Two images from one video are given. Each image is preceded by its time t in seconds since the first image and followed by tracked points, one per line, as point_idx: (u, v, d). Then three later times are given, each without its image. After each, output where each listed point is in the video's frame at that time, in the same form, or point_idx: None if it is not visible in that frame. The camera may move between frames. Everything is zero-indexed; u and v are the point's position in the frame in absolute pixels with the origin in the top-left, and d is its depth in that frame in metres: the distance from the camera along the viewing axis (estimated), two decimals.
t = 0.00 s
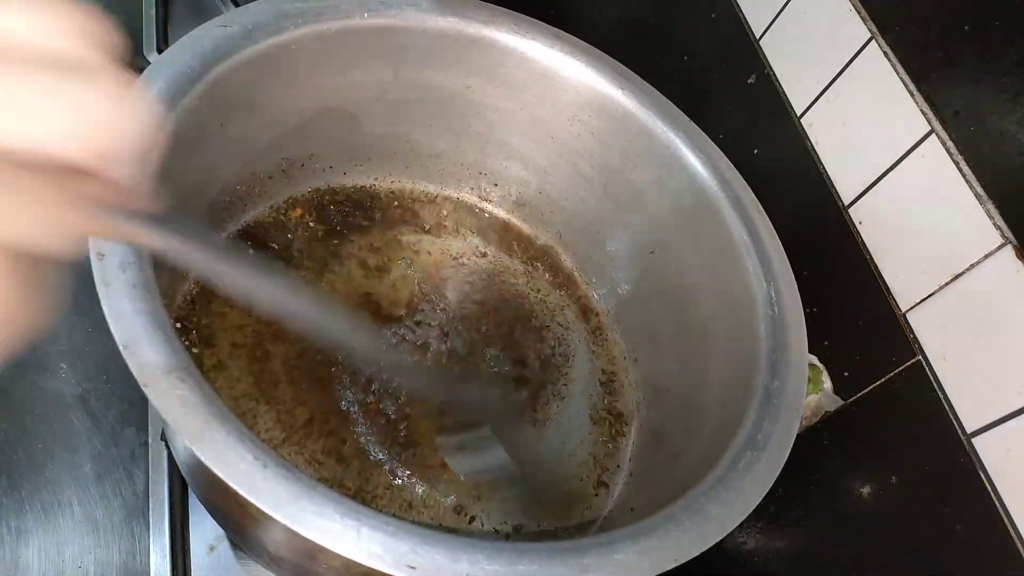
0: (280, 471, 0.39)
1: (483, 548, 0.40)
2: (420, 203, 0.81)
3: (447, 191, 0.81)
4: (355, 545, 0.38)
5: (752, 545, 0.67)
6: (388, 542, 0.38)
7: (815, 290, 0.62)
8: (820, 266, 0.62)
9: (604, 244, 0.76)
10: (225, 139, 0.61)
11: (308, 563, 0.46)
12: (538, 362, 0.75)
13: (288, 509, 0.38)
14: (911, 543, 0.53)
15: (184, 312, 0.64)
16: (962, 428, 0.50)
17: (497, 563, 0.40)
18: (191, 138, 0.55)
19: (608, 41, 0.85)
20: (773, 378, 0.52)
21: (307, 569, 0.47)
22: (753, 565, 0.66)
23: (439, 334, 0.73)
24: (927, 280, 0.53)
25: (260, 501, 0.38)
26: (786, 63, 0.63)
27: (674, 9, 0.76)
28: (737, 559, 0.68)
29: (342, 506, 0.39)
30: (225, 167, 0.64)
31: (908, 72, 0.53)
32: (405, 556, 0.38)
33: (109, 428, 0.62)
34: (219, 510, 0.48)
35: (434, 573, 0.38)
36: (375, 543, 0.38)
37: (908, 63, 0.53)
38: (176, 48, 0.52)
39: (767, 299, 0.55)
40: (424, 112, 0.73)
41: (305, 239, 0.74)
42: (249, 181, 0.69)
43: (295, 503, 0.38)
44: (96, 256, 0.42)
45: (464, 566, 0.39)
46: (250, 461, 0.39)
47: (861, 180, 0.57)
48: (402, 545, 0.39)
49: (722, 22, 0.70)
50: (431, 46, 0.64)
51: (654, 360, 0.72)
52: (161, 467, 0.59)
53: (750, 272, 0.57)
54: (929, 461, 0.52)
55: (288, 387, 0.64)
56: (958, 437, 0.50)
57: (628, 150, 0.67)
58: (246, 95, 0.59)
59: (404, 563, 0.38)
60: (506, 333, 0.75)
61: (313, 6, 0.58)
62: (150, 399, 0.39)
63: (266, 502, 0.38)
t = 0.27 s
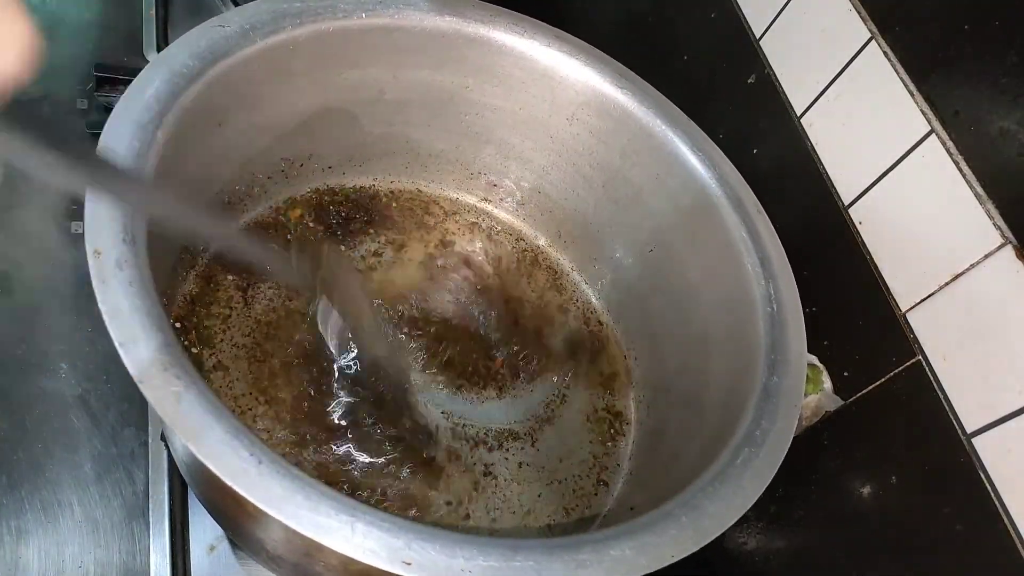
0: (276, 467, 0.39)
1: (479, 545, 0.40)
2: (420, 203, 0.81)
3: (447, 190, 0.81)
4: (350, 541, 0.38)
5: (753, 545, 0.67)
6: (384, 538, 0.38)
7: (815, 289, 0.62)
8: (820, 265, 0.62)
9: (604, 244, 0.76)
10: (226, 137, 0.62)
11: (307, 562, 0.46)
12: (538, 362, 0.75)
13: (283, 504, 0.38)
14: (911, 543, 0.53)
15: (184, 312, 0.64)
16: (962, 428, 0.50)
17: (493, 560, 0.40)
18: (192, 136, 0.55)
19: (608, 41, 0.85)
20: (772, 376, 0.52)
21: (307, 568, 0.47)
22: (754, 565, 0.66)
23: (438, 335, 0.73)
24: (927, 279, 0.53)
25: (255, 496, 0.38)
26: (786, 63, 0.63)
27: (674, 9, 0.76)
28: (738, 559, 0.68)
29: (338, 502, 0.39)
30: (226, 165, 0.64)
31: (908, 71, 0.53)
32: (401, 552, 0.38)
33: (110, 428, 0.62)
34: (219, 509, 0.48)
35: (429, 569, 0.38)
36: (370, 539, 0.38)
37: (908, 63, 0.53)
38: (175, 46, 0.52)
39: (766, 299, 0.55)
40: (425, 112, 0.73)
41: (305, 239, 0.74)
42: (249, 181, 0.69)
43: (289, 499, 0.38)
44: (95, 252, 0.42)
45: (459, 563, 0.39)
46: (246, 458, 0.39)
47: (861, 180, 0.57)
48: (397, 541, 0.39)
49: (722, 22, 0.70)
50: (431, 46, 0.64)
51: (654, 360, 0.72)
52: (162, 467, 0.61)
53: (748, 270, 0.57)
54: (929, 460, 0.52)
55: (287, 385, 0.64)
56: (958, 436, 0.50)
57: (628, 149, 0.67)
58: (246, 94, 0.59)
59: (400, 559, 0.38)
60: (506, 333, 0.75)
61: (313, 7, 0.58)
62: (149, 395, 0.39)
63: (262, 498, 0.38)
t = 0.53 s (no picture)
0: (279, 469, 0.39)
1: (481, 547, 0.40)
2: (421, 203, 0.81)
3: (448, 190, 0.81)
4: (353, 543, 0.38)
5: (753, 545, 0.67)
6: (386, 541, 0.38)
7: (816, 290, 0.62)
8: (820, 266, 0.62)
9: (605, 244, 0.76)
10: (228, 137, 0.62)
11: (307, 562, 0.46)
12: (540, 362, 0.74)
13: (286, 507, 0.38)
14: (911, 544, 0.53)
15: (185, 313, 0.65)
16: (962, 428, 0.50)
17: (496, 561, 0.40)
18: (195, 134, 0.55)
19: (608, 41, 0.85)
20: (773, 378, 0.52)
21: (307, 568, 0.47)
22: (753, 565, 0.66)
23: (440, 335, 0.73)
24: (927, 279, 0.53)
25: (259, 499, 0.38)
26: (786, 63, 0.63)
27: (674, 10, 0.76)
28: (737, 559, 0.68)
29: (341, 505, 0.39)
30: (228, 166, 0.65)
31: (908, 72, 0.53)
32: (404, 554, 0.38)
33: (109, 429, 0.62)
34: (220, 509, 0.48)
35: (432, 572, 0.38)
36: (373, 541, 0.38)
37: (908, 63, 0.53)
38: (177, 46, 0.52)
39: (767, 300, 0.55)
40: (425, 112, 0.73)
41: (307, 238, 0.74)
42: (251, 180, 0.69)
43: (293, 501, 0.38)
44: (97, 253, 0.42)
45: (462, 565, 0.39)
46: (249, 459, 0.39)
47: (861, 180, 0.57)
48: (400, 543, 0.39)
49: (722, 23, 0.70)
50: (432, 47, 0.64)
51: (655, 360, 0.72)
52: (161, 465, 0.59)
53: (749, 270, 0.57)
54: (928, 461, 0.52)
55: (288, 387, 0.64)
56: (958, 437, 0.50)
57: (629, 151, 0.67)
58: (248, 94, 0.59)
59: (403, 561, 0.38)
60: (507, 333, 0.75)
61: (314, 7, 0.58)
62: (151, 396, 0.39)
63: (265, 501, 0.38)
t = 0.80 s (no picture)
0: (278, 468, 0.39)
1: (480, 547, 0.40)
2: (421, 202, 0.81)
3: (449, 189, 0.81)
4: (352, 543, 0.38)
5: (753, 545, 0.67)
6: (386, 540, 0.38)
7: (815, 290, 0.62)
8: (820, 266, 0.62)
9: (605, 243, 0.76)
10: (228, 137, 0.62)
11: (307, 561, 0.46)
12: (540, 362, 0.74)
13: (285, 506, 0.38)
14: (911, 543, 0.53)
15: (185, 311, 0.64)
16: (962, 428, 0.50)
17: (495, 561, 0.40)
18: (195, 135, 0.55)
19: (608, 41, 0.85)
20: (773, 378, 0.52)
21: (308, 568, 0.47)
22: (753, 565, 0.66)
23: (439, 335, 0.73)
24: (926, 279, 0.53)
25: (258, 498, 0.38)
26: (786, 63, 0.63)
27: (674, 10, 0.76)
28: (737, 558, 0.68)
29: (340, 504, 0.39)
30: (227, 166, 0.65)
31: (908, 72, 0.53)
32: (402, 553, 0.38)
33: (109, 428, 0.61)
34: (220, 509, 0.48)
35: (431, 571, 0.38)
36: (373, 541, 0.38)
37: (909, 63, 0.53)
38: (177, 46, 0.52)
39: (766, 299, 0.55)
40: (425, 112, 0.73)
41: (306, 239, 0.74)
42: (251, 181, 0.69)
43: (291, 500, 0.38)
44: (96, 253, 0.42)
45: (461, 564, 0.39)
46: (248, 458, 0.39)
47: (861, 180, 0.57)
48: (400, 543, 0.39)
49: (722, 22, 0.70)
50: (431, 47, 0.64)
51: (654, 360, 0.72)
52: (162, 467, 0.60)
53: (749, 270, 0.57)
54: (928, 461, 0.52)
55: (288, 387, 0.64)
56: (958, 437, 0.50)
57: (629, 150, 0.67)
58: (248, 94, 0.59)
59: (401, 560, 0.38)
60: (507, 333, 0.75)
61: (314, 6, 0.58)
62: (151, 396, 0.39)
63: (264, 500, 0.38)
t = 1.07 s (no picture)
0: (276, 468, 0.39)
1: (478, 545, 0.40)
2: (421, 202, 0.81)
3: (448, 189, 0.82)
4: (350, 541, 0.38)
5: (753, 545, 0.67)
6: (383, 538, 0.38)
7: (816, 290, 0.62)
8: (820, 265, 0.62)
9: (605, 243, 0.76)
10: (227, 137, 0.62)
11: (307, 560, 0.46)
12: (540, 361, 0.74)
13: (283, 505, 0.38)
14: (911, 543, 0.53)
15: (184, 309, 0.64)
16: (962, 427, 0.50)
17: (493, 560, 0.40)
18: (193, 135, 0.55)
19: (608, 41, 0.85)
20: (771, 376, 0.52)
21: (307, 567, 0.47)
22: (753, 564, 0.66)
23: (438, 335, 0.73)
24: (926, 279, 0.53)
25: (255, 497, 0.38)
26: (786, 63, 0.63)
27: (674, 10, 0.76)
28: (737, 557, 0.68)
29: (337, 503, 0.39)
30: (226, 166, 0.65)
31: (908, 72, 0.53)
32: (400, 552, 0.38)
33: (110, 429, 0.61)
34: (219, 508, 0.48)
35: (429, 569, 0.38)
36: (370, 539, 0.38)
37: (908, 63, 0.53)
38: (176, 46, 0.52)
39: (766, 298, 0.55)
40: (425, 112, 0.73)
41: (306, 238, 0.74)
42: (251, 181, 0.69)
43: (289, 499, 0.38)
44: (94, 253, 0.42)
45: (458, 563, 0.39)
46: (246, 458, 0.39)
47: (860, 179, 0.57)
48: (397, 541, 0.39)
49: (722, 22, 0.70)
50: (430, 46, 0.64)
51: (654, 359, 0.72)
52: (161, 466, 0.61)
53: (748, 270, 0.57)
54: (928, 460, 0.52)
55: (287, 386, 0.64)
56: (958, 436, 0.50)
57: (628, 150, 0.67)
58: (247, 93, 0.59)
59: (399, 559, 0.38)
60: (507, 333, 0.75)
61: (313, 6, 0.58)
62: (150, 397, 0.39)
63: (262, 499, 0.38)
